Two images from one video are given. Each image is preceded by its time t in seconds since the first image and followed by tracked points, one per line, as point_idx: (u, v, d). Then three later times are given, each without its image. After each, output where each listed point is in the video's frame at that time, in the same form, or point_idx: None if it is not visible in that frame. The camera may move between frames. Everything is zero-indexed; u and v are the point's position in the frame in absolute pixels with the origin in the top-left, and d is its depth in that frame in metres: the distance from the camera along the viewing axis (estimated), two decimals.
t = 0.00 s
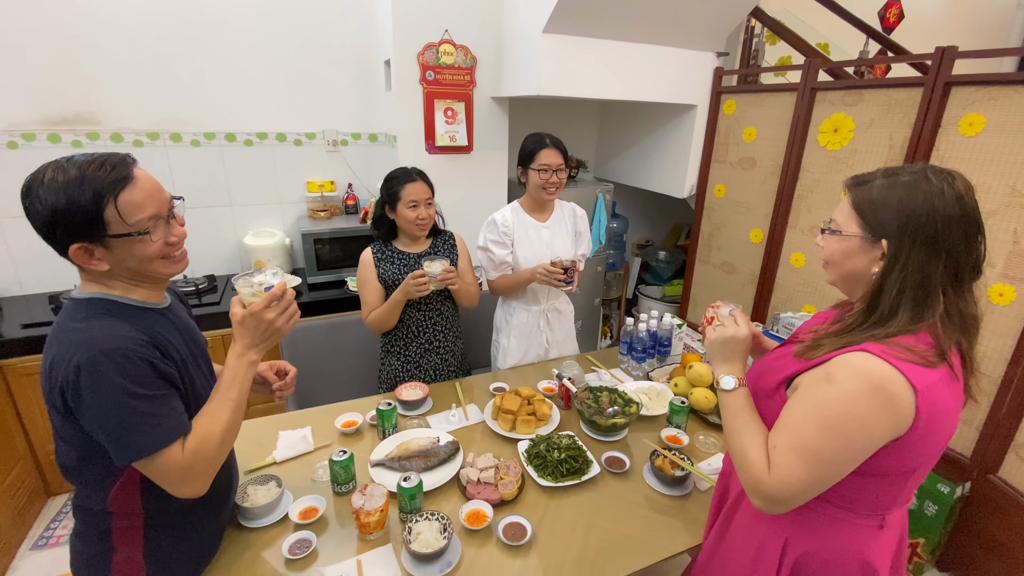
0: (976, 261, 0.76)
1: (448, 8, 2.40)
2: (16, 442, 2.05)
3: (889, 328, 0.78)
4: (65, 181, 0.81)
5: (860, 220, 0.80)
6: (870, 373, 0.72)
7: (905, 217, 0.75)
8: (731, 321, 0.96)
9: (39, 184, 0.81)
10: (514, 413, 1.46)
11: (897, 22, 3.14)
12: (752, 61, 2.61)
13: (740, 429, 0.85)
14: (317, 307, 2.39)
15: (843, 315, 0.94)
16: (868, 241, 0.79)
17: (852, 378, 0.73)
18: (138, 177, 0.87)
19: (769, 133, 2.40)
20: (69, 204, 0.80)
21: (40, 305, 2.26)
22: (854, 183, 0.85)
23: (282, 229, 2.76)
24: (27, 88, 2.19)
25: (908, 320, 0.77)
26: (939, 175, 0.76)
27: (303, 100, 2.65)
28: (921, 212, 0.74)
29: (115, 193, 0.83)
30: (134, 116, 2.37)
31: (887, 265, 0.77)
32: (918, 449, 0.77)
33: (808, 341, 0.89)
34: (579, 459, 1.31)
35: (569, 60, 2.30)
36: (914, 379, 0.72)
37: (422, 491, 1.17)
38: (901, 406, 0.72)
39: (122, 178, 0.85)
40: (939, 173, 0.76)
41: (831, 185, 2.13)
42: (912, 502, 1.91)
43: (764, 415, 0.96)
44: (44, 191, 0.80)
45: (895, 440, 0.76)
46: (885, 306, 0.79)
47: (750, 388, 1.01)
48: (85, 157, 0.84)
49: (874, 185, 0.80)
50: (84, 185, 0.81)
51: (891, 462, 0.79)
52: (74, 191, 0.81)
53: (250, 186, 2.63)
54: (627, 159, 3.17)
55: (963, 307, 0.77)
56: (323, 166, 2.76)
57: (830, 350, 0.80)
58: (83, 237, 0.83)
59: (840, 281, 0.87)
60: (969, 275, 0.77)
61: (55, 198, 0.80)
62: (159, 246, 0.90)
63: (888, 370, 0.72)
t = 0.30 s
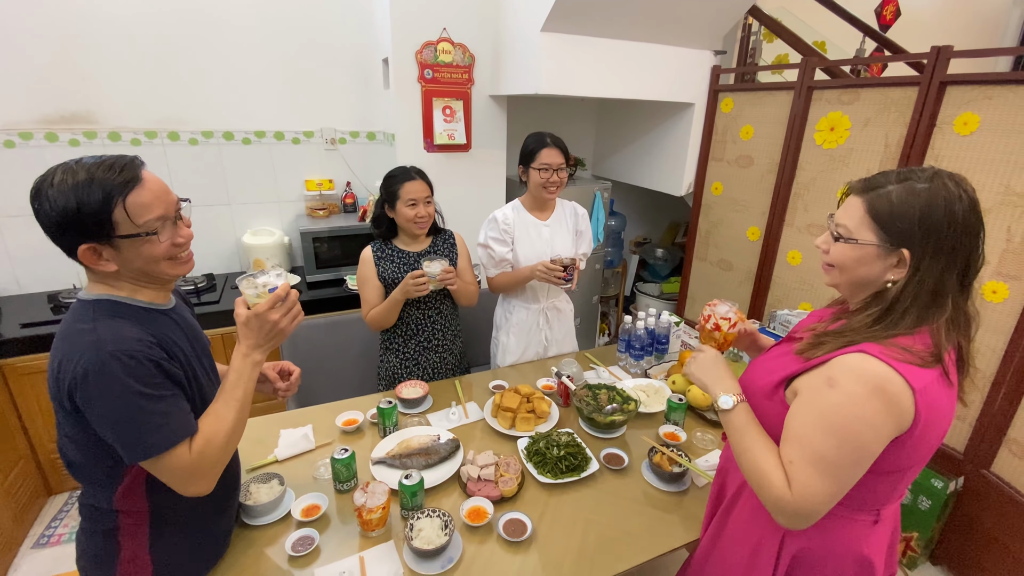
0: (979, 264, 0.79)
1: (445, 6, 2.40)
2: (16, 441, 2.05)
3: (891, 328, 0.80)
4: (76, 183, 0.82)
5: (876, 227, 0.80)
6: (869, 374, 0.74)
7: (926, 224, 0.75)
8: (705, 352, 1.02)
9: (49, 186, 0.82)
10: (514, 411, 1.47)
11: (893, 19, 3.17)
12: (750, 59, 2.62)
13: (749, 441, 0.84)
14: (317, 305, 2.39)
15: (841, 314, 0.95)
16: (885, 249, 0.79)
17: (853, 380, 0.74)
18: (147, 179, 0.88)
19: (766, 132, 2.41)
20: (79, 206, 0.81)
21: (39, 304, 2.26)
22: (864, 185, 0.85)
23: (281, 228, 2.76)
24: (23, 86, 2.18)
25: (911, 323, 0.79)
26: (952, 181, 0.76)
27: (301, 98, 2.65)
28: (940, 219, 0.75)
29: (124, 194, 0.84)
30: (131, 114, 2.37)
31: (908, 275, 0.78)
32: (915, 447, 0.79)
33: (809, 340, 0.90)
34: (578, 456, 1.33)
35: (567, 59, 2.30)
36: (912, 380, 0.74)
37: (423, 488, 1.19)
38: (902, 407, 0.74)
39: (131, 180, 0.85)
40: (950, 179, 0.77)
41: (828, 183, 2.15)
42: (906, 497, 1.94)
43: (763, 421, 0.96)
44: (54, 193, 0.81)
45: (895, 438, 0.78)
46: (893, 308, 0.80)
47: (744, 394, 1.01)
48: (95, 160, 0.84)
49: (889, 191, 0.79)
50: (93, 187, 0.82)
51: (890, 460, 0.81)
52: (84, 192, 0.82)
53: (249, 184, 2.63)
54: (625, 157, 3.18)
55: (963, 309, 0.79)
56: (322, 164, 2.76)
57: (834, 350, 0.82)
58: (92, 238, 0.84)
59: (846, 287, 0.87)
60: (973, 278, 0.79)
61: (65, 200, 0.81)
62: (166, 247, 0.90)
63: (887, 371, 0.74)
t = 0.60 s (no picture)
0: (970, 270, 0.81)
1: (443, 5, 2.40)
2: (17, 440, 2.06)
3: (887, 332, 0.81)
4: (86, 183, 0.83)
5: (868, 225, 0.82)
6: (873, 377, 0.75)
7: (920, 228, 0.77)
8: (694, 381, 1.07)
9: (59, 186, 0.83)
10: (513, 409, 1.48)
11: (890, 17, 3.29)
12: (747, 58, 2.63)
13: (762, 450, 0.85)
14: (316, 304, 2.40)
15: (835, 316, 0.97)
16: (874, 249, 0.81)
17: (861, 385, 0.75)
18: (155, 180, 0.90)
19: (763, 131, 2.42)
20: (88, 205, 0.82)
21: (38, 304, 2.26)
22: (864, 183, 0.86)
23: (280, 227, 2.76)
24: (21, 85, 2.18)
25: (908, 325, 0.80)
26: (950, 186, 0.78)
27: (299, 97, 2.65)
28: (934, 223, 0.76)
29: (132, 194, 0.85)
30: (129, 113, 2.36)
31: (898, 275, 0.80)
32: (919, 446, 0.81)
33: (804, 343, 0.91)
34: (576, 454, 1.34)
35: (565, 58, 2.31)
36: (916, 380, 0.75)
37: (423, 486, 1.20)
38: (907, 408, 0.75)
39: (139, 181, 0.87)
40: (949, 184, 0.78)
41: (824, 182, 2.16)
42: (901, 493, 1.97)
43: (765, 424, 0.96)
44: (64, 192, 0.82)
45: (902, 438, 0.79)
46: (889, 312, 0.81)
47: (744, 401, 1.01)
48: (104, 161, 0.86)
49: (887, 191, 0.81)
50: (103, 187, 0.83)
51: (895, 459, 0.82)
52: (93, 191, 0.83)
53: (247, 183, 2.63)
54: (623, 155, 3.19)
55: (954, 312, 0.81)
56: (320, 163, 2.76)
57: (832, 353, 0.82)
58: (99, 236, 0.85)
59: (835, 279, 0.89)
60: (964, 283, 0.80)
61: (74, 199, 0.82)
62: (171, 247, 0.91)
63: (892, 373, 0.75)
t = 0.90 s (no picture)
0: (952, 271, 0.81)
1: (442, 4, 2.41)
2: (19, 439, 2.07)
3: (871, 334, 0.82)
4: (87, 187, 0.84)
5: (844, 223, 0.84)
6: (867, 378, 0.76)
7: (888, 226, 0.79)
8: (689, 375, 1.08)
9: (61, 190, 0.84)
10: (511, 408, 1.50)
11: (887, 16, 3.37)
12: (744, 58, 2.64)
13: (755, 454, 0.86)
14: (315, 304, 2.41)
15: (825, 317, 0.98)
16: (847, 245, 0.83)
17: (854, 387, 0.77)
18: (155, 184, 0.91)
19: (760, 130, 2.43)
20: (91, 209, 0.83)
21: (39, 304, 2.27)
22: (846, 184, 0.88)
23: (279, 227, 2.77)
24: (20, 86, 2.18)
25: (893, 325, 0.81)
26: (927, 186, 0.79)
27: (297, 97, 2.66)
28: (904, 222, 0.77)
29: (133, 197, 0.86)
30: (128, 113, 2.37)
31: (869, 271, 0.81)
32: (914, 447, 0.82)
33: (794, 347, 0.92)
34: (574, 452, 1.36)
35: (563, 57, 2.32)
36: (908, 381, 0.76)
37: (422, 484, 1.21)
38: (901, 409, 0.76)
39: (140, 184, 0.88)
40: (926, 184, 0.79)
41: (820, 181, 2.18)
42: (896, 490, 1.98)
43: (758, 428, 0.97)
44: (66, 196, 0.83)
45: (896, 439, 0.81)
46: (870, 314, 0.82)
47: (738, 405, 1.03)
48: (105, 164, 0.87)
49: (864, 191, 0.83)
50: (105, 190, 0.84)
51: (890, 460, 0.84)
52: (95, 195, 0.84)
53: (246, 183, 2.64)
54: (621, 154, 3.20)
55: (939, 314, 0.82)
56: (319, 163, 2.77)
57: (821, 358, 0.84)
58: (102, 239, 0.86)
59: (817, 278, 0.92)
60: (946, 284, 0.81)
61: (77, 203, 0.83)
62: (173, 250, 0.92)
63: (884, 375, 0.76)
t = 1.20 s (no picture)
0: (940, 274, 0.82)
1: (443, 5, 2.42)
2: (23, 438, 2.08)
3: (856, 335, 0.84)
4: (115, 189, 0.86)
5: (833, 225, 0.86)
6: (845, 380, 0.78)
7: (875, 227, 0.80)
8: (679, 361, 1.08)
9: (85, 193, 0.85)
10: (513, 407, 1.51)
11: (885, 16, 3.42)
12: (743, 59, 2.66)
13: (730, 453, 0.89)
14: (316, 304, 2.42)
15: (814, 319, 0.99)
16: (837, 246, 0.85)
17: (829, 387, 0.78)
18: (175, 187, 0.95)
19: (759, 131, 2.45)
20: (121, 210, 0.86)
21: (42, 304, 2.28)
22: (834, 187, 0.90)
23: (280, 227, 2.78)
24: (22, 87, 2.19)
25: (875, 328, 0.83)
26: (913, 189, 0.80)
27: (299, 97, 2.66)
28: (890, 223, 0.79)
29: (160, 198, 0.90)
30: (129, 114, 2.38)
31: (855, 272, 0.83)
32: (890, 450, 0.84)
33: (781, 347, 0.94)
34: (575, 451, 1.37)
35: (563, 58, 2.33)
36: (884, 385, 0.78)
37: (426, 483, 1.23)
38: (876, 413, 0.77)
39: (163, 187, 0.92)
40: (912, 187, 0.80)
41: (819, 182, 2.19)
42: (893, 488, 2.00)
43: (738, 425, 1.00)
44: (94, 198, 0.85)
45: (871, 443, 0.82)
46: (855, 315, 0.84)
47: (721, 403, 1.05)
48: (127, 168, 0.89)
49: (851, 194, 0.84)
50: (134, 192, 0.87)
51: (867, 463, 0.85)
52: (125, 198, 0.86)
53: (248, 184, 2.65)
54: (621, 154, 3.22)
55: (924, 317, 0.83)
56: (320, 163, 2.78)
57: (805, 357, 0.86)
58: (128, 240, 0.88)
59: (808, 282, 0.93)
60: (932, 287, 0.82)
61: (106, 205, 0.85)
62: (190, 250, 0.96)
63: (861, 377, 0.78)
